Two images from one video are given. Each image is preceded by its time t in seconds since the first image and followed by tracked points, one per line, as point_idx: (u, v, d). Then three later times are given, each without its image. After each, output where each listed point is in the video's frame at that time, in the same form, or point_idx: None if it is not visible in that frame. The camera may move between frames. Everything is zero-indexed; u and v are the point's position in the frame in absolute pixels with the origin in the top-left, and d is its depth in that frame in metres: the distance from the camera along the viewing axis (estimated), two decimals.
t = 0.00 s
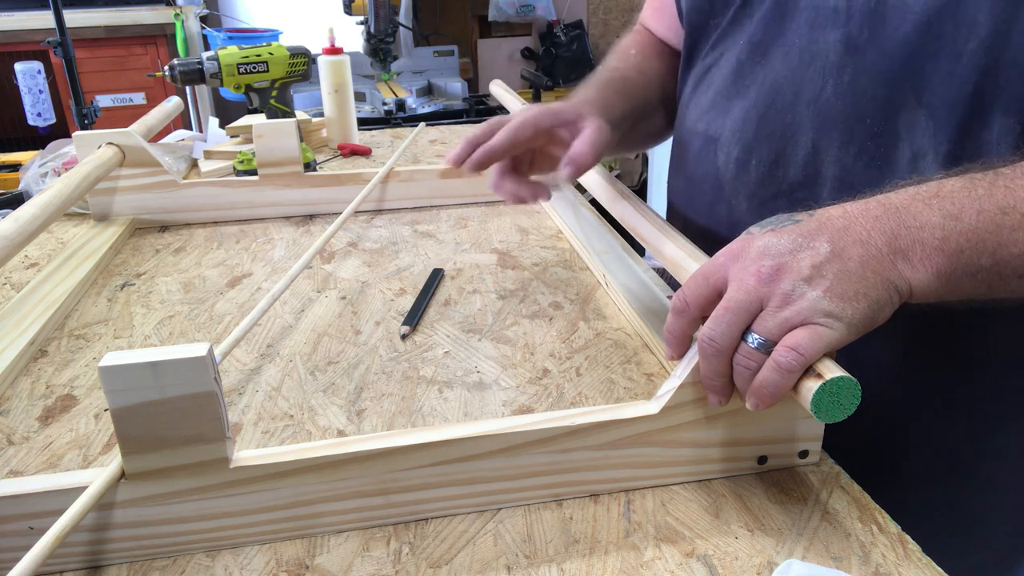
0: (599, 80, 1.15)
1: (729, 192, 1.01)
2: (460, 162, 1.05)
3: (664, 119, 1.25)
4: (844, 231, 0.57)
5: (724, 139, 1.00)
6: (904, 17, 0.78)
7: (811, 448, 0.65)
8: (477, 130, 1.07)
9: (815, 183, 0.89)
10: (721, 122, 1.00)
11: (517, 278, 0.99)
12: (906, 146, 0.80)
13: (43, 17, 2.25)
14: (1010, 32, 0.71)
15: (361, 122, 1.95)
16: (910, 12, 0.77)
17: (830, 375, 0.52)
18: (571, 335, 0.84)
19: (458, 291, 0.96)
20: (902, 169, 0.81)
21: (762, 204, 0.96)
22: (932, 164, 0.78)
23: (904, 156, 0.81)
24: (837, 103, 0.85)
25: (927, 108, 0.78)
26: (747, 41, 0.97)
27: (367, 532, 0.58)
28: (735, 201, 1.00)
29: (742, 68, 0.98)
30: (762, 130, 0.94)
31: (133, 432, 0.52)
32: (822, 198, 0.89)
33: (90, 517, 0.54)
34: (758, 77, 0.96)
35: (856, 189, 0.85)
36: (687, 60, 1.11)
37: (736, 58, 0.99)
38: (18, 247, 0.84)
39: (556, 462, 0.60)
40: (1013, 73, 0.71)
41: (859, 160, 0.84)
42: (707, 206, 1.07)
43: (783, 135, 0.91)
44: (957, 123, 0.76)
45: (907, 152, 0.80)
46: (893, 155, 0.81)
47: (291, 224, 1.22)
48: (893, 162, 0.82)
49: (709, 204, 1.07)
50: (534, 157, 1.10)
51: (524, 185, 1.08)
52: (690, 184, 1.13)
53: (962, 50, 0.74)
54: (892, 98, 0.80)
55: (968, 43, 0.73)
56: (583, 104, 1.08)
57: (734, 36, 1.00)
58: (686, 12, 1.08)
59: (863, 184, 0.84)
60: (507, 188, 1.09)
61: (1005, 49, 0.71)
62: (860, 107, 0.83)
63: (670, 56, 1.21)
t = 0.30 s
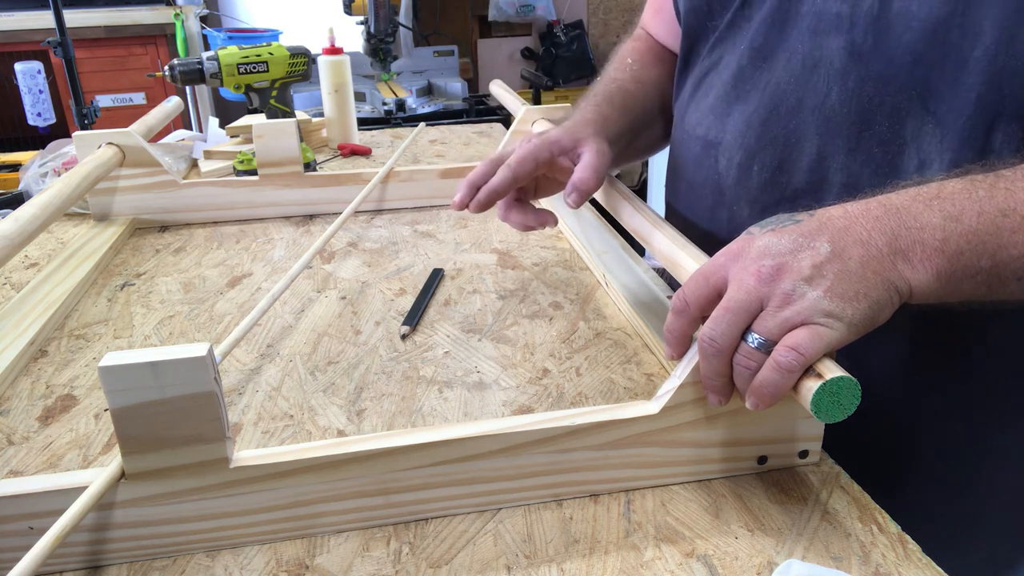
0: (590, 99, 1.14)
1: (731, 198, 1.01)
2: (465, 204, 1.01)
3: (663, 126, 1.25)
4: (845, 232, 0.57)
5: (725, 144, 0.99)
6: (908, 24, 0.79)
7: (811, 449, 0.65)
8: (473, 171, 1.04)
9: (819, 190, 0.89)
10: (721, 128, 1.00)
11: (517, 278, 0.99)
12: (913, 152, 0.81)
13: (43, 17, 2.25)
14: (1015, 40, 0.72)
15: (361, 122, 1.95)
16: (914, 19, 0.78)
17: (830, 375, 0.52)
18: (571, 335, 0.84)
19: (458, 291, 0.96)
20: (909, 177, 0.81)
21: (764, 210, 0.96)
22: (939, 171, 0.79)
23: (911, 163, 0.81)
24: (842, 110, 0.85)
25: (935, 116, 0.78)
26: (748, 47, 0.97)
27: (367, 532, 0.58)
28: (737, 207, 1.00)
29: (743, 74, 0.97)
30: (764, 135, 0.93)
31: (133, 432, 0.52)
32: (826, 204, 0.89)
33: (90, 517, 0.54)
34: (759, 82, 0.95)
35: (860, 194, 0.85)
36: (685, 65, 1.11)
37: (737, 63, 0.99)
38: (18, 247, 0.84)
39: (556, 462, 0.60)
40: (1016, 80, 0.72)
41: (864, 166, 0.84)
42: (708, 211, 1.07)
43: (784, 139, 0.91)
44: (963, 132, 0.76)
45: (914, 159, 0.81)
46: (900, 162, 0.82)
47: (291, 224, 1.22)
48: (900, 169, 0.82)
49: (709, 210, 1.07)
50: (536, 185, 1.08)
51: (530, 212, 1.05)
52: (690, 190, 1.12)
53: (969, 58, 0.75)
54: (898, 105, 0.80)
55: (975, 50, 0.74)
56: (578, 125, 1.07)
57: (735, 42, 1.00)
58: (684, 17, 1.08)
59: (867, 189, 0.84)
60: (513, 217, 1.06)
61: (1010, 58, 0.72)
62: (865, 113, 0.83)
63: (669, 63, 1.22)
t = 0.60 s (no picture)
0: (589, 99, 1.14)
1: (727, 197, 1.01)
2: (464, 205, 1.02)
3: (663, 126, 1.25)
4: (844, 231, 0.57)
5: (722, 143, 1.00)
6: (902, 24, 0.79)
7: (810, 448, 0.65)
8: (473, 172, 1.04)
9: (814, 189, 0.89)
10: (718, 127, 1.00)
11: (517, 278, 0.99)
12: (905, 152, 0.80)
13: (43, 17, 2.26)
14: (1008, 41, 0.71)
15: (361, 122, 1.95)
16: (907, 20, 0.78)
17: (830, 374, 0.52)
18: (571, 335, 0.84)
19: (458, 291, 0.96)
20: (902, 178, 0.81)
21: (760, 210, 0.96)
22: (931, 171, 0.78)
23: (904, 163, 0.80)
24: (835, 110, 0.85)
25: (927, 116, 0.77)
26: (745, 47, 0.97)
27: (367, 532, 0.58)
28: (733, 206, 1.00)
29: (740, 73, 0.98)
30: (760, 134, 0.94)
31: (133, 432, 0.52)
32: (820, 204, 0.89)
33: (90, 517, 0.54)
34: (755, 82, 0.96)
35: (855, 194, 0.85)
36: (684, 64, 1.11)
37: (734, 63, 0.99)
38: (18, 247, 0.84)
39: (556, 462, 0.60)
40: (1010, 80, 0.71)
41: (857, 166, 0.84)
42: (705, 210, 1.07)
43: (781, 139, 0.91)
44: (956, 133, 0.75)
45: (906, 159, 0.80)
46: (893, 162, 0.81)
47: (291, 224, 1.22)
48: (892, 169, 0.81)
49: (705, 209, 1.07)
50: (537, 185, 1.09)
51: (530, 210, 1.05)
52: (687, 190, 1.12)
53: (960, 59, 0.74)
54: (892, 105, 0.80)
55: (966, 51, 0.73)
56: (576, 125, 1.07)
57: (732, 41, 1.00)
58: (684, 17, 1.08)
59: (861, 189, 0.84)
60: (512, 216, 1.06)
61: (1002, 59, 0.71)
62: (859, 113, 0.83)
63: (669, 62, 1.22)
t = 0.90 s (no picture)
0: (596, 83, 1.15)
1: (712, 181, 1.03)
2: (464, 179, 1.05)
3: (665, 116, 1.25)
4: (844, 231, 0.57)
5: (709, 129, 1.01)
6: (880, 10, 0.79)
7: (810, 448, 0.65)
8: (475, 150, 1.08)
9: (794, 174, 0.90)
10: (705, 113, 1.02)
11: (517, 278, 0.99)
12: (885, 135, 0.79)
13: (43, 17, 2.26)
14: (984, 27, 0.71)
15: (361, 122, 1.95)
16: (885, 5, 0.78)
17: (830, 375, 0.52)
18: (571, 335, 0.84)
19: (458, 291, 0.96)
20: (881, 161, 0.80)
21: (743, 193, 0.97)
22: (910, 157, 0.77)
23: (883, 146, 0.80)
24: (815, 95, 0.85)
25: (904, 100, 0.77)
26: (731, 34, 0.97)
27: (367, 532, 0.58)
28: (717, 190, 1.02)
29: (726, 60, 0.98)
30: (744, 120, 0.95)
31: (133, 432, 0.52)
32: (800, 188, 0.89)
33: (90, 517, 0.54)
34: (740, 69, 0.96)
35: (836, 179, 0.85)
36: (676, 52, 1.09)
37: (721, 50, 0.99)
38: (18, 247, 0.84)
39: (556, 462, 0.60)
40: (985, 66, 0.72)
41: (838, 149, 0.84)
42: (692, 194, 1.09)
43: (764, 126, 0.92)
44: (935, 116, 0.75)
45: (886, 143, 0.79)
46: (872, 146, 0.81)
47: (291, 224, 1.22)
48: (872, 153, 0.81)
49: (693, 195, 1.08)
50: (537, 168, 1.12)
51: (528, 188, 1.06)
52: (676, 176, 1.13)
53: (937, 43, 0.74)
54: (870, 89, 0.80)
55: (943, 36, 0.74)
56: (580, 107, 1.10)
57: (719, 28, 1.00)
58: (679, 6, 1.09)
59: (840, 173, 0.84)
60: (511, 194, 1.06)
61: (978, 45, 0.72)
62: (838, 97, 0.83)
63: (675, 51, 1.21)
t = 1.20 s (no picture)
0: (615, 64, 1.31)
1: (681, 164, 1.09)
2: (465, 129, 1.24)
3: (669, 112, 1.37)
4: (840, 230, 0.57)
5: (683, 114, 1.07)
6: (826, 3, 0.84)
7: (810, 448, 0.65)
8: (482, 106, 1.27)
9: (747, 157, 0.96)
10: (681, 99, 1.08)
11: (517, 278, 0.99)
12: (828, 121, 0.86)
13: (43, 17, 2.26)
14: (912, 21, 0.76)
15: (361, 122, 1.95)
16: None
17: (830, 375, 0.52)
18: (571, 335, 0.84)
19: (458, 291, 0.96)
20: (825, 145, 0.87)
21: (706, 174, 1.03)
22: (849, 141, 0.84)
23: (827, 131, 0.86)
24: (769, 82, 0.91)
25: (844, 88, 0.83)
26: (707, 26, 1.03)
27: (367, 532, 0.58)
28: (684, 172, 1.08)
29: (702, 50, 1.04)
30: (711, 106, 1.00)
31: (133, 432, 0.52)
32: (753, 170, 0.95)
33: (90, 517, 0.54)
34: (712, 58, 1.02)
35: (785, 161, 0.91)
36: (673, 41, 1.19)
37: (698, 40, 1.05)
38: (18, 247, 0.84)
39: (556, 462, 0.60)
40: (914, 57, 0.77)
41: (785, 134, 0.91)
42: (665, 176, 1.15)
43: (726, 111, 0.98)
44: (869, 104, 0.81)
45: (829, 128, 0.86)
46: (818, 131, 0.87)
47: (291, 224, 1.22)
48: (817, 136, 0.88)
49: (665, 176, 1.15)
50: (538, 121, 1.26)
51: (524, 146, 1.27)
52: (655, 159, 1.19)
53: (869, 35, 0.80)
54: (817, 77, 0.86)
55: (875, 29, 0.80)
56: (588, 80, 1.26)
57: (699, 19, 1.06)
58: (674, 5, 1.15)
59: (789, 155, 0.91)
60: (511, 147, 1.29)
61: (907, 37, 0.77)
62: (790, 84, 0.89)
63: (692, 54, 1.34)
